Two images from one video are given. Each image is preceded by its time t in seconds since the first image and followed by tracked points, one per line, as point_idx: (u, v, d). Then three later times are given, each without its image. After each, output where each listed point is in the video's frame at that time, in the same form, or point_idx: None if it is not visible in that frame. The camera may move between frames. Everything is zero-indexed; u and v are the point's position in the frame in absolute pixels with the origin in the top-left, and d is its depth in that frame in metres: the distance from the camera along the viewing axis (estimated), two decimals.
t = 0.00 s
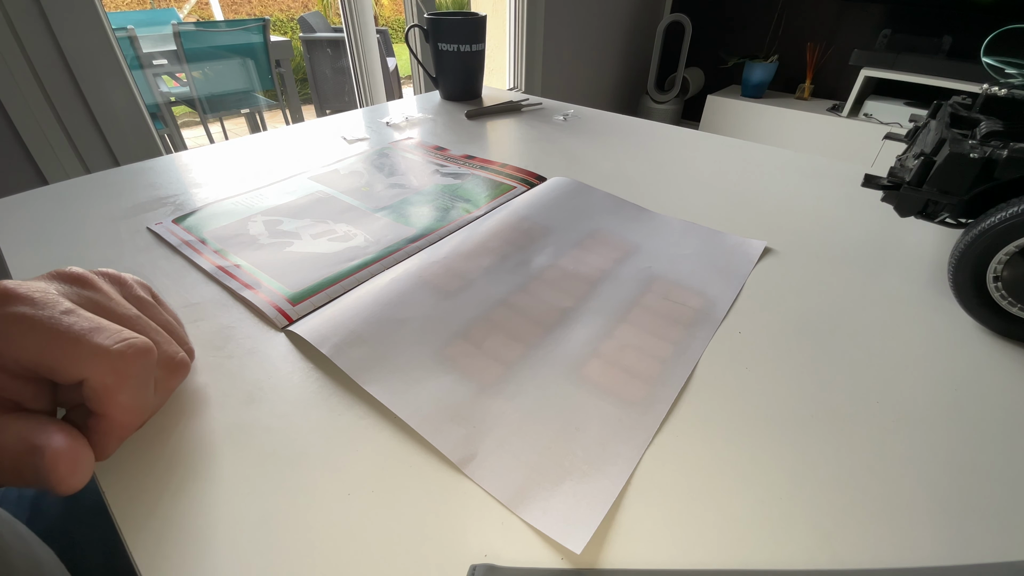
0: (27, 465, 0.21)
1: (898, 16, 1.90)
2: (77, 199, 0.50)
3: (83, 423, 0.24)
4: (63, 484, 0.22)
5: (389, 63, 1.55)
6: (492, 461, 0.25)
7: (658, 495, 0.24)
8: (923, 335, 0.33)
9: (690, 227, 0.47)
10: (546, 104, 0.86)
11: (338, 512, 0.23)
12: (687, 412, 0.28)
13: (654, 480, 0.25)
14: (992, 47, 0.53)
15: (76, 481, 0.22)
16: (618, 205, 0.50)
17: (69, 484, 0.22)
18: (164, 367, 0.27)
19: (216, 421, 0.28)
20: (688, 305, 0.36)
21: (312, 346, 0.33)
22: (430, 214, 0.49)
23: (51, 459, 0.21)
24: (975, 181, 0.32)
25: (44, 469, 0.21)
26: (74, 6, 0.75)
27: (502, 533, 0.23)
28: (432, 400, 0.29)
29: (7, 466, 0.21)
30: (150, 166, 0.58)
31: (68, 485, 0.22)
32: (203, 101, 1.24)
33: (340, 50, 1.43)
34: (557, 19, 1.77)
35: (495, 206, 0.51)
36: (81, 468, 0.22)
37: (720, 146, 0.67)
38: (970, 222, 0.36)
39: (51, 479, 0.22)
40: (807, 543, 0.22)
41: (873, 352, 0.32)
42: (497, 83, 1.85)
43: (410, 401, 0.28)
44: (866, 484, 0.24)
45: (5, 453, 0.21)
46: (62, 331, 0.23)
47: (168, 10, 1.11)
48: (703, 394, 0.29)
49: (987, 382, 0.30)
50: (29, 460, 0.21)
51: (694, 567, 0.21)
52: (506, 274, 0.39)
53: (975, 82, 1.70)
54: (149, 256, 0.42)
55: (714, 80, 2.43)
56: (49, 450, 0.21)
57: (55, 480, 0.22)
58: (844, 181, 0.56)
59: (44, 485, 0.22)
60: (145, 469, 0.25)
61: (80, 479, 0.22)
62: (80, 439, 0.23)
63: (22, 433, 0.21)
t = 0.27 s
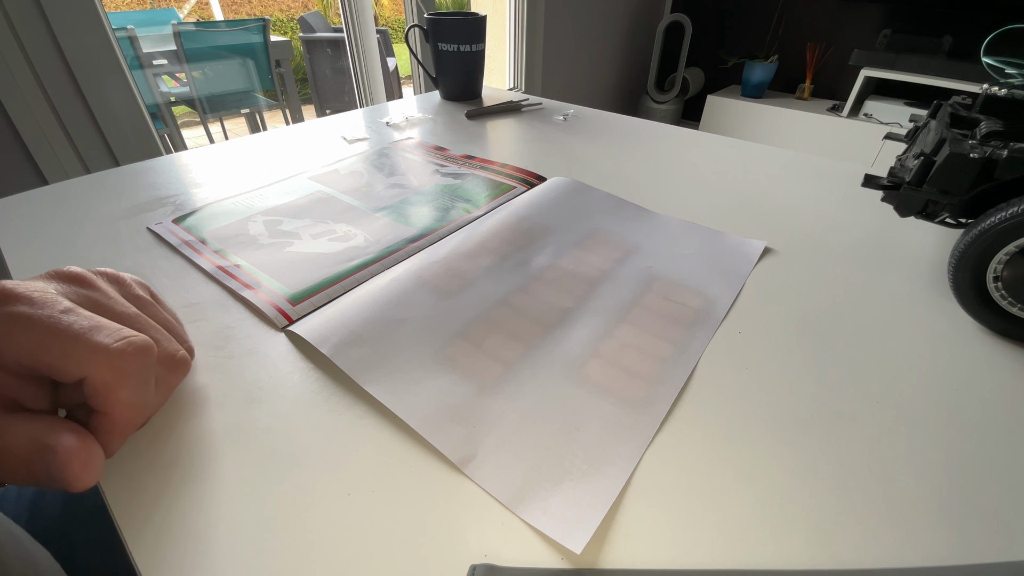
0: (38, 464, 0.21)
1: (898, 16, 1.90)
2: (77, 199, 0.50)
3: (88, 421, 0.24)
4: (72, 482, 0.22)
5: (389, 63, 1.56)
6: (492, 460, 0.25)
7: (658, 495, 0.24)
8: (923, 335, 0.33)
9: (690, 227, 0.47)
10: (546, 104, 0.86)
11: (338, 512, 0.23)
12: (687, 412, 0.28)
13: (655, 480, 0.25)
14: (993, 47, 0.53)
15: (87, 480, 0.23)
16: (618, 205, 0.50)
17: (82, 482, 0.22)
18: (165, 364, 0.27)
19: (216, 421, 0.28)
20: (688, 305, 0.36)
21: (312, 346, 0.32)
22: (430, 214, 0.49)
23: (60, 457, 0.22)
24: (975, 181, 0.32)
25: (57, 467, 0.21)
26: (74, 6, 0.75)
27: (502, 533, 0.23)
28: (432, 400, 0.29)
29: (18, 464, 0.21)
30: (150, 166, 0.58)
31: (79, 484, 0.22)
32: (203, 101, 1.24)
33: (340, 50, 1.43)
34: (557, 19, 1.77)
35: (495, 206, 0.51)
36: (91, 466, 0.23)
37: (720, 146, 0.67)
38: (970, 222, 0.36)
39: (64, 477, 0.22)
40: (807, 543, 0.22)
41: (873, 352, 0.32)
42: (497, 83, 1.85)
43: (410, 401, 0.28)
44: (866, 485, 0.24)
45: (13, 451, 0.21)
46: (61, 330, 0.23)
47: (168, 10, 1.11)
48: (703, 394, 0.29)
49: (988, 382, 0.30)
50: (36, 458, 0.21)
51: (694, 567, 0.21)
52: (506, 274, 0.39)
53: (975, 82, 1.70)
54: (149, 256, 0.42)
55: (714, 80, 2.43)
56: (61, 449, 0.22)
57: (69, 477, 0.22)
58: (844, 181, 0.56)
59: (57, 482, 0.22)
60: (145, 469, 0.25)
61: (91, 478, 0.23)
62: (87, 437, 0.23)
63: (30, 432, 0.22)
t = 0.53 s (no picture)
0: (47, 469, 0.22)
1: (898, 16, 1.90)
2: (77, 199, 0.50)
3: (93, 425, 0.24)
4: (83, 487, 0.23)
5: (389, 63, 1.56)
6: (492, 460, 0.25)
7: (659, 495, 0.24)
8: (923, 335, 0.33)
9: (690, 227, 0.47)
10: (547, 104, 0.86)
11: (338, 513, 0.23)
12: (687, 412, 0.28)
13: (655, 480, 0.25)
14: (993, 47, 0.53)
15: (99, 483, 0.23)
16: (618, 205, 0.50)
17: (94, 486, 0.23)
18: (168, 367, 0.28)
19: (216, 421, 0.28)
20: (688, 305, 0.36)
21: (312, 346, 0.32)
22: (430, 214, 0.49)
23: (71, 463, 0.22)
24: (975, 181, 0.32)
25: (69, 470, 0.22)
26: (74, 6, 0.75)
27: (502, 533, 0.23)
28: (432, 400, 0.29)
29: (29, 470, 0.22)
30: (151, 166, 0.58)
31: (90, 490, 0.23)
32: (203, 101, 1.24)
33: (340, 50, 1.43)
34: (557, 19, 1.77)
35: (495, 206, 0.51)
36: (103, 471, 0.23)
37: (721, 146, 0.67)
38: (970, 222, 0.36)
39: (74, 481, 0.22)
40: (807, 543, 0.22)
41: (873, 352, 0.32)
42: (497, 83, 1.85)
43: (410, 401, 0.28)
44: (866, 485, 0.24)
45: (24, 458, 0.22)
46: (66, 335, 0.23)
47: (168, 10, 1.11)
48: (703, 394, 0.29)
49: (988, 382, 0.30)
50: (47, 464, 0.22)
51: (694, 567, 0.21)
52: (506, 274, 0.39)
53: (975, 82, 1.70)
54: (149, 256, 0.42)
55: (714, 80, 2.43)
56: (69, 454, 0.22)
57: (80, 480, 0.22)
58: (844, 180, 0.56)
59: (68, 486, 0.22)
60: (145, 469, 0.25)
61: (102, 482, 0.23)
62: (98, 441, 0.23)
63: (39, 439, 0.22)
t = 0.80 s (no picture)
0: (56, 471, 0.22)
1: (898, 16, 1.90)
2: (77, 199, 0.50)
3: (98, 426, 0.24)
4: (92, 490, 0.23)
5: (389, 64, 1.56)
6: (492, 461, 0.25)
7: (658, 494, 0.24)
8: (923, 336, 0.33)
9: (690, 227, 0.47)
10: (546, 104, 0.86)
11: (338, 513, 0.23)
12: (687, 411, 0.28)
13: (655, 480, 0.25)
14: (993, 47, 0.53)
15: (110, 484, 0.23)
16: (618, 205, 0.50)
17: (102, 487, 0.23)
18: (171, 368, 0.28)
19: (215, 422, 0.28)
20: (688, 305, 0.36)
21: (312, 346, 0.32)
22: (430, 214, 0.49)
23: (81, 465, 0.22)
24: (975, 181, 0.32)
25: (79, 471, 0.22)
26: (74, 6, 0.75)
27: (502, 533, 0.23)
28: (432, 400, 0.28)
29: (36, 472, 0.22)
30: (151, 166, 0.58)
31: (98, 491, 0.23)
32: (203, 101, 1.24)
33: (340, 50, 1.42)
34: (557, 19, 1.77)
35: (495, 206, 0.51)
36: (112, 473, 0.23)
37: (720, 146, 0.67)
38: (970, 223, 0.36)
39: (85, 482, 0.22)
40: (807, 543, 0.22)
41: (873, 352, 0.32)
42: (497, 83, 1.85)
43: (409, 401, 0.28)
44: (865, 485, 0.24)
45: (32, 460, 0.22)
46: (71, 338, 0.23)
47: (168, 10, 1.11)
48: (703, 395, 0.29)
49: (987, 382, 0.30)
50: (56, 466, 0.22)
51: (694, 566, 0.21)
52: (506, 274, 0.39)
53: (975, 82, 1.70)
54: (149, 256, 0.42)
55: (714, 80, 2.43)
56: (78, 455, 0.22)
57: (90, 481, 0.22)
58: (843, 180, 0.56)
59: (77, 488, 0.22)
60: (145, 469, 0.25)
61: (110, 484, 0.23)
62: (105, 442, 0.23)
63: (48, 440, 0.22)
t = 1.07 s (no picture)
0: (61, 474, 0.22)
1: (898, 16, 1.90)
2: (77, 199, 0.50)
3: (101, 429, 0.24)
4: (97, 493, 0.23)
5: (389, 64, 1.56)
6: (492, 461, 0.25)
7: (658, 494, 0.24)
8: (923, 336, 0.33)
9: (690, 227, 0.47)
10: (546, 104, 0.86)
11: (338, 513, 0.23)
12: (687, 411, 0.28)
13: (655, 480, 0.25)
14: (992, 47, 0.53)
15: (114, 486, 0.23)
16: (618, 205, 0.50)
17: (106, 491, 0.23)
18: (174, 370, 0.27)
19: (214, 422, 0.27)
20: (688, 305, 0.36)
21: (311, 346, 0.32)
22: (430, 214, 0.49)
23: (86, 468, 0.22)
24: (975, 181, 0.32)
25: (83, 475, 0.22)
26: (74, 6, 0.75)
27: (502, 533, 0.23)
28: (432, 400, 0.28)
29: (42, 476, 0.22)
30: (151, 166, 0.58)
31: (103, 495, 0.23)
32: (203, 101, 1.24)
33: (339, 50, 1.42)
34: (557, 19, 1.77)
35: (495, 206, 0.51)
36: (117, 477, 0.23)
37: (721, 146, 0.67)
38: (970, 223, 0.36)
39: (89, 486, 0.22)
40: (807, 543, 0.22)
41: (873, 352, 0.32)
42: (497, 83, 1.85)
43: (409, 401, 0.28)
44: (865, 485, 0.24)
45: (38, 464, 0.22)
46: (74, 342, 0.23)
47: (168, 10, 1.11)
48: (703, 395, 0.29)
49: (987, 382, 0.30)
50: (61, 469, 0.22)
51: (694, 566, 0.21)
52: (506, 274, 0.39)
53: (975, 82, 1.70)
54: (149, 256, 0.42)
55: (714, 80, 2.43)
56: (82, 459, 0.22)
57: (94, 485, 0.22)
58: (844, 181, 0.56)
59: (81, 492, 0.22)
60: (146, 469, 0.25)
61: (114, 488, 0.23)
62: (109, 445, 0.23)
63: (53, 444, 0.22)
